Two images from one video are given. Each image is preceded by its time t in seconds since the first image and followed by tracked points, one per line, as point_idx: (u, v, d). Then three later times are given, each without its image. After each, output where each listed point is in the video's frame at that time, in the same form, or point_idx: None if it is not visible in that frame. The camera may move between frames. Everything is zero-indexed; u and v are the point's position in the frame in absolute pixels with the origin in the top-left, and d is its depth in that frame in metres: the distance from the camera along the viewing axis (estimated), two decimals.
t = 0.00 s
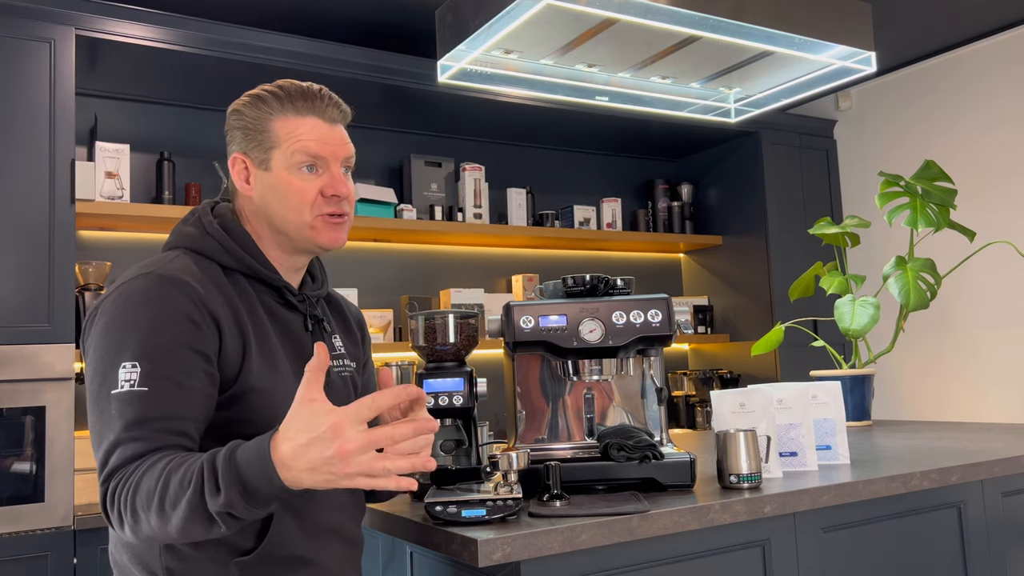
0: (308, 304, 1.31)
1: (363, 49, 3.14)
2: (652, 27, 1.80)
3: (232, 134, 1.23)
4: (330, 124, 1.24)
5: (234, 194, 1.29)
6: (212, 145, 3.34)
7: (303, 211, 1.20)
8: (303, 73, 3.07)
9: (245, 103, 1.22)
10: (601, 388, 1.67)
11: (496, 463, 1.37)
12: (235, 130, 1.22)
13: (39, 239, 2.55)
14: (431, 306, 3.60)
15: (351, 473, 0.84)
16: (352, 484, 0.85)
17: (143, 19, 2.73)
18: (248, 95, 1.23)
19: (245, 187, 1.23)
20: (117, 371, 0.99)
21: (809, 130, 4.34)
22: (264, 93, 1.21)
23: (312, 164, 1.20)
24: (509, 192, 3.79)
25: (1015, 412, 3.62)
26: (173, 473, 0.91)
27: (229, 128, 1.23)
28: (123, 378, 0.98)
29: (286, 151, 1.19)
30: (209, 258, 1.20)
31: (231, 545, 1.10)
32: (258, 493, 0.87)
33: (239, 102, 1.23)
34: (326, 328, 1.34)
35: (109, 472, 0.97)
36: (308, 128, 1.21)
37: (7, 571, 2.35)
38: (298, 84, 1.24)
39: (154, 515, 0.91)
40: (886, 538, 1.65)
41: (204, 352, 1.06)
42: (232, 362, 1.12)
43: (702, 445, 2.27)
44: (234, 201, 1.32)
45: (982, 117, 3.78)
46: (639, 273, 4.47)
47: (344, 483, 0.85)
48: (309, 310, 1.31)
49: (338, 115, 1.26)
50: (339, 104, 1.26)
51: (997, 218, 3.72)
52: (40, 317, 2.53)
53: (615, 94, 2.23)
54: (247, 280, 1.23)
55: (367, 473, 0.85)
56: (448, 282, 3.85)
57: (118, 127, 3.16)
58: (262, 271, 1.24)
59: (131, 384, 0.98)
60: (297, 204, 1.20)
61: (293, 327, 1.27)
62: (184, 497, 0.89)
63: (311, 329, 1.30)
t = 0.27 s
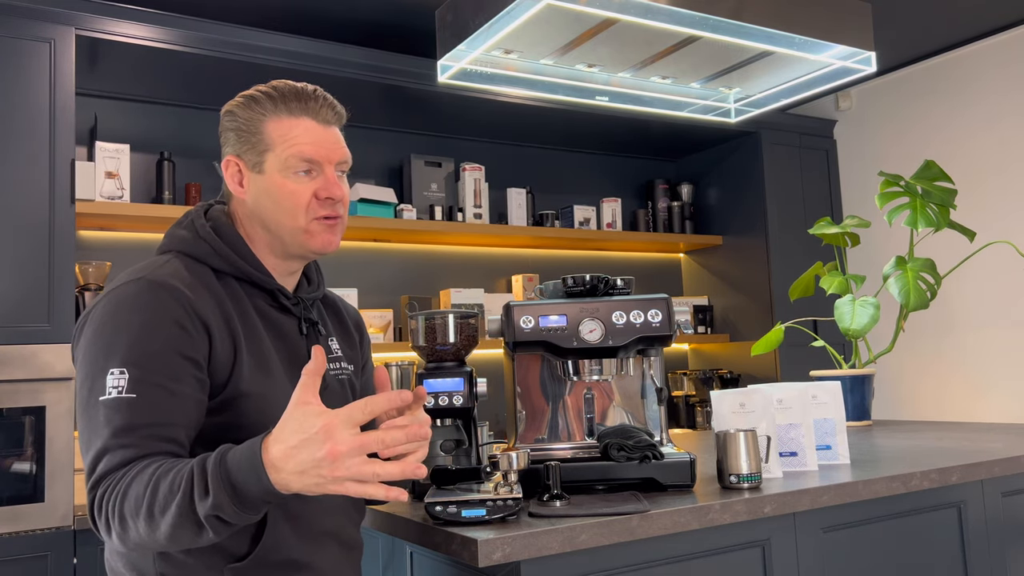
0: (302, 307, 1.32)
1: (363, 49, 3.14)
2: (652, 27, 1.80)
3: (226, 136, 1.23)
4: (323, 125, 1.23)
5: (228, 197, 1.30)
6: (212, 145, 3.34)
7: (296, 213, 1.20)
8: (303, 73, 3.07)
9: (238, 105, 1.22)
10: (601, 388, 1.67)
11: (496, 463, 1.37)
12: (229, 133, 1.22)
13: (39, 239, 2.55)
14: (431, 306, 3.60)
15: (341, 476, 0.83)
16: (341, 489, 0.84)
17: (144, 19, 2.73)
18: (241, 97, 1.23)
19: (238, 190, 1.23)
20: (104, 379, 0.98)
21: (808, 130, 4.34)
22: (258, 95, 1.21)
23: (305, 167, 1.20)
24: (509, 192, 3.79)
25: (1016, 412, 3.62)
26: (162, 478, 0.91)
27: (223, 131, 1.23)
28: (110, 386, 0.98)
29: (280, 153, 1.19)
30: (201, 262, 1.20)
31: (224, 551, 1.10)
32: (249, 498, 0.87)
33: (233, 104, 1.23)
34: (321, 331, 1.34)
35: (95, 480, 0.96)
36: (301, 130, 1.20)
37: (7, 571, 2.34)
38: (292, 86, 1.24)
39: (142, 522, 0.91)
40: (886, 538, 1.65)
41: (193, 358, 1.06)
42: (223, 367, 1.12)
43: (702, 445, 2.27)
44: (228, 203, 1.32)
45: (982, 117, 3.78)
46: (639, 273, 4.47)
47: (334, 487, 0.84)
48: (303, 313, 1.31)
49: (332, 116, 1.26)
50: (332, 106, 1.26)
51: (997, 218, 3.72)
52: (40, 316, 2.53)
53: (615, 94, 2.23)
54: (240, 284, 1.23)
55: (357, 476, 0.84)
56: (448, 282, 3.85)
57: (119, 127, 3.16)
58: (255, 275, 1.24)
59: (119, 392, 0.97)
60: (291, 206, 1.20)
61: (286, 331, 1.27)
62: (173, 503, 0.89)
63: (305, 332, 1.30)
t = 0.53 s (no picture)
0: (302, 313, 1.32)
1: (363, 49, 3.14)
2: (652, 27, 1.80)
3: (233, 142, 1.22)
4: (333, 134, 1.23)
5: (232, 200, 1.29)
6: (212, 145, 3.34)
7: (304, 222, 1.20)
8: (303, 73, 3.07)
9: (247, 110, 1.22)
10: (601, 388, 1.67)
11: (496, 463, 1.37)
12: (237, 138, 1.21)
13: (38, 239, 2.55)
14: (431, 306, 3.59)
15: (340, 456, 0.83)
16: (337, 470, 0.83)
17: (144, 19, 2.73)
18: (251, 102, 1.23)
19: (245, 197, 1.23)
20: (102, 376, 0.98)
21: (809, 130, 4.34)
22: (268, 101, 1.21)
23: (313, 175, 1.20)
24: (509, 192, 3.79)
25: (1016, 412, 3.62)
26: (159, 470, 0.91)
27: (230, 135, 1.23)
28: (108, 384, 0.98)
29: (289, 160, 1.18)
30: (203, 263, 1.20)
31: (220, 552, 1.10)
32: (247, 486, 0.87)
33: (241, 109, 1.23)
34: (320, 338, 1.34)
35: (90, 476, 0.96)
36: (311, 138, 1.20)
37: (7, 571, 2.35)
38: (302, 93, 1.23)
39: (139, 515, 0.90)
40: (887, 539, 1.65)
41: (193, 360, 1.06)
42: (222, 368, 1.12)
43: (702, 445, 2.27)
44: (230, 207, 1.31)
45: (982, 117, 3.79)
46: (639, 273, 4.47)
47: (332, 470, 0.84)
48: (303, 320, 1.31)
49: (340, 124, 1.26)
50: (342, 115, 1.26)
51: (997, 218, 3.72)
52: (40, 317, 2.53)
53: (615, 94, 2.23)
54: (241, 287, 1.23)
55: (355, 456, 0.84)
56: (448, 282, 3.85)
57: (119, 127, 3.16)
58: (257, 279, 1.24)
59: (117, 390, 0.97)
60: (299, 215, 1.19)
61: (286, 336, 1.27)
62: (170, 494, 0.89)
63: (304, 339, 1.30)
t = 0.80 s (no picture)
0: (299, 312, 1.31)
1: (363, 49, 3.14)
2: (652, 27, 1.80)
3: (229, 140, 1.22)
4: (329, 133, 1.23)
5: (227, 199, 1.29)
6: (212, 145, 3.34)
7: (299, 222, 1.21)
8: (303, 73, 3.07)
9: (243, 108, 1.22)
10: (601, 388, 1.67)
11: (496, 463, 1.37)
12: (233, 136, 1.22)
13: (38, 240, 2.55)
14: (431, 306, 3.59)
15: (368, 486, 0.83)
16: (364, 501, 0.83)
17: (144, 19, 2.73)
18: (246, 100, 1.23)
19: (240, 196, 1.23)
20: (106, 380, 0.97)
21: (809, 130, 4.34)
22: (264, 100, 1.21)
23: (309, 175, 1.20)
24: (509, 192, 3.79)
25: (1016, 412, 3.62)
26: (181, 482, 0.90)
27: (226, 133, 1.23)
28: (113, 387, 0.97)
29: (284, 161, 1.19)
30: (200, 263, 1.20)
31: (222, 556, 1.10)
32: (273, 504, 0.87)
33: (237, 107, 1.23)
34: (317, 337, 1.33)
35: (99, 483, 0.95)
36: (307, 138, 1.20)
37: (7, 571, 2.35)
38: (298, 91, 1.23)
39: (154, 527, 0.89)
40: (887, 538, 1.65)
41: (196, 360, 1.06)
42: (223, 369, 1.12)
43: (701, 445, 2.27)
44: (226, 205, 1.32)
45: (981, 117, 3.79)
46: (639, 273, 4.47)
47: (358, 500, 0.83)
48: (300, 319, 1.31)
49: (338, 123, 1.25)
50: (339, 113, 1.25)
51: (997, 218, 3.72)
52: (40, 316, 2.53)
53: (615, 94, 2.23)
54: (238, 287, 1.23)
55: (383, 486, 0.84)
56: (448, 282, 3.85)
57: (119, 127, 3.16)
58: (254, 279, 1.24)
59: (122, 393, 0.97)
60: (294, 215, 1.20)
61: (283, 335, 1.27)
62: (192, 507, 0.88)
63: (301, 338, 1.30)
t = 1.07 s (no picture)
0: (294, 306, 1.31)
1: (363, 49, 3.14)
2: (652, 27, 1.80)
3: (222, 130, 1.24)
4: (317, 125, 1.23)
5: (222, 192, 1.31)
6: (212, 145, 3.34)
7: (278, 214, 1.20)
8: (303, 73, 3.07)
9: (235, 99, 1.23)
10: (601, 388, 1.67)
11: (496, 463, 1.37)
12: (225, 125, 1.23)
13: (38, 240, 2.55)
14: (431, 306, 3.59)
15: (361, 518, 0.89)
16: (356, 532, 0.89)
17: (144, 19, 2.73)
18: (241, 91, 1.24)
19: (227, 185, 1.24)
20: (82, 376, 0.97)
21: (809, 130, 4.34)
22: (255, 90, 1.21)
23: (291, 168, 1.20)
24: (509, 192, 3.79)
25: (1016, 412, 3.62)
26: (170, 485, 0.92)
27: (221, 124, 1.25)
28: (88, 384, 0.97)
29: (267, 151, 1.19)
30: (189, 260, 1.20)
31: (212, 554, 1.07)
32: (262, 514, 0.90)
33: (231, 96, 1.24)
34: (313, 330, 1.33)
35: (72, 479, 0.94)
36: (292, 129, 1.20)
37: (6, 571, 2.34)
38: (291, 84, 1.24)
39: (135, 527, 0.91)
40: (887, 538, 1.65)
41: (176, 358, 1.06)
42: (206, 367, 1.12)
43: (702, 445, 2.27)
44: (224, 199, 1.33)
45: (981, 117, 3.79)
46: (639, 273, 4.47)
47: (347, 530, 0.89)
48: (294, 312, 1.30)
49: (329, 117, 1.25)
50: (330, 106, 1.24)
51: (997, 218, 3.72)
52: (40, 317, 2.53)
53: (615, 94, 2.23)
54: (229, 283, 1.23)
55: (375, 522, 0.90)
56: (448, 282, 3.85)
57: (119, 127, 3.16)
58: (245, 274, 1.24)
59: (98, 391, 0.97)
60: (272, 207, 1.19)
61: (276, 330, 1.27)
62: (179, 510, 0.90)
63: (295, 331, 1.29)
